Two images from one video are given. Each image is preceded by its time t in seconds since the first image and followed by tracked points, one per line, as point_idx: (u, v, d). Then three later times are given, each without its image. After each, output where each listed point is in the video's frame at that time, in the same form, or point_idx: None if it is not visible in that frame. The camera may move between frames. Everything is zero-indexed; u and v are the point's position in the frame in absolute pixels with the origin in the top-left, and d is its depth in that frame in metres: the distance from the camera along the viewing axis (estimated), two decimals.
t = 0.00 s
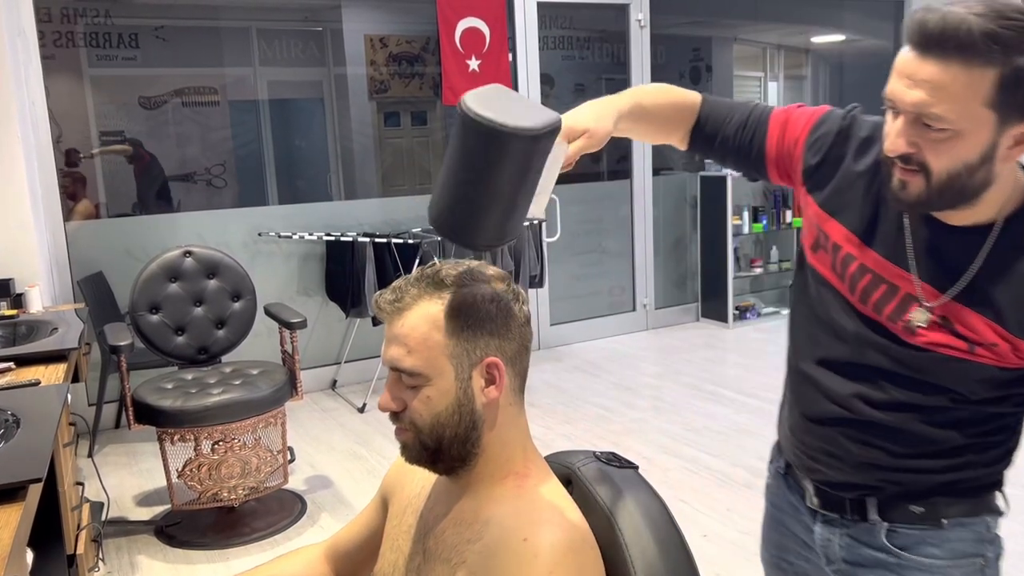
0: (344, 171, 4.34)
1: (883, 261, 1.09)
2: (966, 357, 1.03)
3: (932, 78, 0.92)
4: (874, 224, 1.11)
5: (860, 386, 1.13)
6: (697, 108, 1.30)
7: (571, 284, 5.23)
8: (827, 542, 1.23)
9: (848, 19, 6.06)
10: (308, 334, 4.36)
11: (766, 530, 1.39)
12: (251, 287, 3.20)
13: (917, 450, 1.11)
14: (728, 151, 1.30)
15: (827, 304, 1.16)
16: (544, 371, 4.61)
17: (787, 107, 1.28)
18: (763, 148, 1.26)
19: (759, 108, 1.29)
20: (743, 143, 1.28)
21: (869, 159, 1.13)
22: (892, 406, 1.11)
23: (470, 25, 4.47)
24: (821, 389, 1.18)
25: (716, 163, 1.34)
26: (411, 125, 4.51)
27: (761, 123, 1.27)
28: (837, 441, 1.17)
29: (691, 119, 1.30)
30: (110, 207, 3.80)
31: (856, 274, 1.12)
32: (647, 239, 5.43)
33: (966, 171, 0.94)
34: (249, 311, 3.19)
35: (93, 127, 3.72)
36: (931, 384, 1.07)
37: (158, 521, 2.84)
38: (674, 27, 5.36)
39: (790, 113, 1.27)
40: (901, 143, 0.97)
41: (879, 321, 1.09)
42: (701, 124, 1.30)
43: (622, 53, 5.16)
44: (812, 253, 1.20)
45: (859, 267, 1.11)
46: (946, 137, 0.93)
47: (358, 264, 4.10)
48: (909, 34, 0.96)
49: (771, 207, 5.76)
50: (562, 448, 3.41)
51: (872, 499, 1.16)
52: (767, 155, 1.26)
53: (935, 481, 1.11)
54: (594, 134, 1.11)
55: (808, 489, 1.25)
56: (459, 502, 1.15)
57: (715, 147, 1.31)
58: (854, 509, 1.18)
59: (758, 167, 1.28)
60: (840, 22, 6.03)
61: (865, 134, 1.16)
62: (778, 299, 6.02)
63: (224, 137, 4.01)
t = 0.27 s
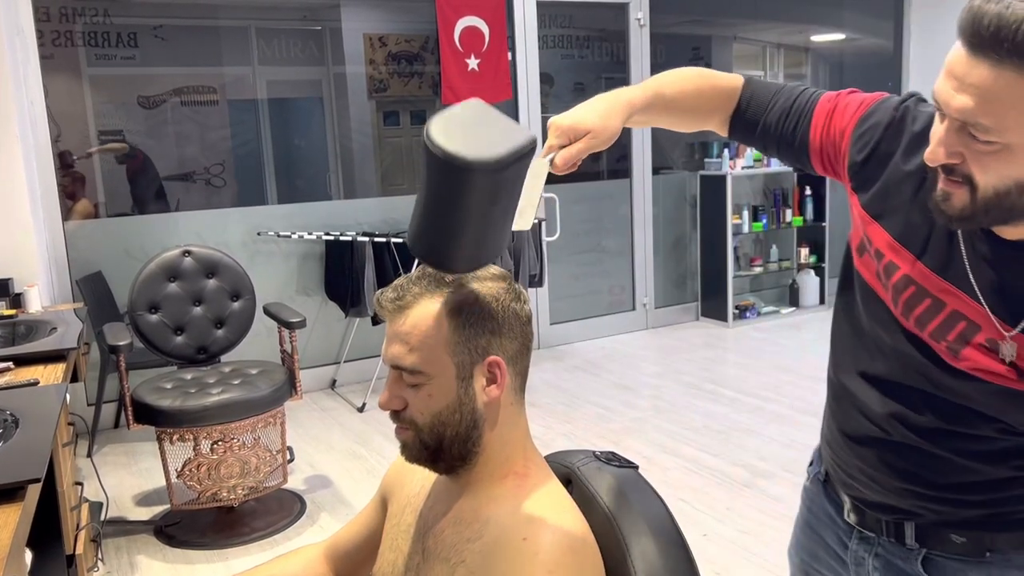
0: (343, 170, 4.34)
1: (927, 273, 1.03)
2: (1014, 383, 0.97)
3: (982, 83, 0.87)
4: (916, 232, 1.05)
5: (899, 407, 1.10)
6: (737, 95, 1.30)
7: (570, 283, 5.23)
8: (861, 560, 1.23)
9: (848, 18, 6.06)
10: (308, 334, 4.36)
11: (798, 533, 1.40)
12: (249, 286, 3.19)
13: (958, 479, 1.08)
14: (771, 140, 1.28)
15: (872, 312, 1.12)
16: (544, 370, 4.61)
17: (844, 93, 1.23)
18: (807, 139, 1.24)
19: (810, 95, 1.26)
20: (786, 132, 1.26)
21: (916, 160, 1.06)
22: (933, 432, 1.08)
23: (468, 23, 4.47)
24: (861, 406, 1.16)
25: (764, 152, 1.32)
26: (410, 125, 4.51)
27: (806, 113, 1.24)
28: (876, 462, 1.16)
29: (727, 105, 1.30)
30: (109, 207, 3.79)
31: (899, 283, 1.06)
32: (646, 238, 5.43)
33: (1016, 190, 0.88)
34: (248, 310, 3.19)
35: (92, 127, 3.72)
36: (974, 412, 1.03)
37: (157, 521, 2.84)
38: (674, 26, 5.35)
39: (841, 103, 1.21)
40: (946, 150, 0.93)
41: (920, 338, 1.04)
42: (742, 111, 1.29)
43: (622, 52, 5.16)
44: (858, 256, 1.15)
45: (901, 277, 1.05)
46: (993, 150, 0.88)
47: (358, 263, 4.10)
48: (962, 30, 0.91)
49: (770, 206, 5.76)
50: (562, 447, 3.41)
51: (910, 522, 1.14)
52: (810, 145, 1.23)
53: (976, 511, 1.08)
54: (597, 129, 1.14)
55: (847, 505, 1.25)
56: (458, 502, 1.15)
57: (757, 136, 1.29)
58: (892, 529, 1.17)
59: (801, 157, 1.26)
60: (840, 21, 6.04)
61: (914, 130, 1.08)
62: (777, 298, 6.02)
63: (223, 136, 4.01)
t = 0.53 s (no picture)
0: (343, 169, 4.33)
1: (948, 291, 0.97)
2: None
3: (1006, 105, 0.80)
4: (936, 247, 0.99)
5: (913, 428, 1.06)
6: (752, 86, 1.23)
7: (570, 282, 5.22)
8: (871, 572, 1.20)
9: (848, 17, 6.06)
10: (307, 333, 4.36)
11: (811, 536, 1.38)
12: (249, 285, 3.19)
13: (973, 503, 1.05)
14: (788, 134, 1.22)
15: (892, 322, 1.07)
16: (543, 370, 4.60)
17: (869, 87, 1.16)
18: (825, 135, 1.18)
19: (833, 87, 1.19)
20: (804, 127, 1.20)
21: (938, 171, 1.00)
22: (948, 455, 1.04)
23: (467, 23, 4.47)
24: (874, 422, 1.12)
25: (782, 145, 1.26)
26: (410, 124, 4.51)
27: (827, 107, 1.17)
28: (888, 480, 1.12)
29: (740, 98, 1.24)
30: (108, 206, 3.79)
31: (917, 300, 1.00)
32: (646, 238, 5.43)
33: None
34: (247, 310, 3.19)
35: (91, 126, 3.72)
36: (992, 439, 0.99)
37: (156, 521, 2.83)
38: (674, 25, 5.35)
39: (865, 100, 1.14)
40: (964, 171, 0.87)
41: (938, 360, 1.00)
42: (758, 103, 1.23)
43: (621, 51, 5.16)
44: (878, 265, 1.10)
45: (920, 294, 1.00)
46: (1014, 174, 0.83)
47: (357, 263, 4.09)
48: (988, 38, 0.83)
49: (770, 205, 5.76)
50: (561, 447, 3.41)
51: (923, 541, 1.11)
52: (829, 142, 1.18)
53: (991, 535, 1.05)
54: (586, 142, 1.12)
55: (860, 517, 1.22)
56: (459, 502, 1.14)
57: (774, 129, 1.23)
58: (904, 546, 1.14)
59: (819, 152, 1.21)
60: (840, 20, 6.04)
61: (939, 138, 1.01)
62: (777, 297, 6.02)
63: (223, 135, 4.00)
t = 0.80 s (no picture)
0: (343, 169, 4.34)
1: (956, 306, 0.92)
2: None
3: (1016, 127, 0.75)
4: (945, 260, 0.94)
5: (919, 445, 1.03)
6: (760, 82, 1.17)
7: (570, 281, 5.22)
8: None
9: (848, 17, 6.07)
10: (307, 333, 4.36)
11: (816, 537, 1.37)
12: (248, 284, 3.19)
13: (978, 521, 1.02)
14: (796, 132, 1.16)
15: (900, 334, 1.03)
16: (543, 369, 4.60)
17: (882, 86, 1.09)
18: (834, 135, 1.12)
19: (845, 85, 1.13)
20: (812, 126, 1.14)
21: (949, 181, 0.95)
22: (952, 474, 1.01)
23: (467, 22, 4.47)
24: (879, 435, 1.10)
25: (790, 142, 1.20)
26: (409, 124, 4.51)
27: (837, 106, 1.12)
28: (893, 495, 1.10)
29: (743, 95, 1.18)
30: (108, 206, 3.79)
31: (924, 315, 0.96)
32: (645, 237, 5.43)
33: None
34: (247, 310, 3.19)
35: (91, 126, 3.72)
36: (998, 460, 0.96)
37: (156, 521, 2.83)
38: (673, 24, 5.35)
39: (880, 99, 1.08)
40: (973, 194, 0.82)
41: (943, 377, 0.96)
42: (765, 98, 1.17)
43: (621, 51, 5.16)
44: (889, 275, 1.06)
45: (928, 308, 0.95)
46: None
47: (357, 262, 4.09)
48: (1001, 55, 0.78)
49: (770, 204, 5.77)
50: (561, 446, 3.41)
51: (926, 553, 1.10)
52: (837, 143, 1.12)
53: (996, 553, 1.04)
54: (573, 156, 1.10)
55: (865, 525, 1.20)
56: (458, 501, 1.15)
57: (781, 126, 1.18)
58: (907, 558, 1.13)
59: (827, 152, 1.15)
60: (840, 19, 6.05)
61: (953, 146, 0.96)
62: (777, 297, 6.02)
63: (223, 135, 4.00)
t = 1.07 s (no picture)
0: (343, 168, 4.34)
1: (959, 316, 0.88)
2: None
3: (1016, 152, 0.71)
4: (949, 269, 0.90)
5: (919, 454, 1.02)
6: (764, 81, 1.08)
7: (570, 281, 5.22)
8: None
9: (848, 16, 6.08)
10: (307, 333, 4.36)
11: (821, 538, 1.36)
12: (248, 284, 3.19)
13: (978, 530, 1.03)
14: (801, 134, 1.09)
15: (904, 339, 1.00)
16: (543, 369, 4.60)
17: (893, 86, 1.02)
18: (842, 139, 1.05)
19: (853, 84, 1.06)
20: (818, 128, 1.07)
21: (956, 188, 0.89)
22: (955, 484, 1.01)
23: (467, 22, 4.47)
24: (882, 442, 1.09)
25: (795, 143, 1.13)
26: (409, 123, 4.52)
27: (844, 107, 1.05)
28: (895, 503, 1.10)
29: (747, 94, 1.09)
30: (108, 206, 3.79)
31: (927, 323, 0.92)
32: (645, 237, 5.43)
33: None
34: (247, 309, 3.19)
35: (91, 126, 3.72)
36: (999, 471, 0.95)
37: (156, 521, 2.83)
38: (673, 24, 5.35)
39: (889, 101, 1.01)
40: (973, 211, 0.79)
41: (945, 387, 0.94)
42: (769, 97, 1.09)
43: (621, 50, 5.16)
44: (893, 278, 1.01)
45: (931, 317, 0.91)
46: None
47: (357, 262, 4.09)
48: (1007, 67, 0.73)
49: (770, 204, 5.76)
50: (561, 446, 3.41)
51: (930, 560, 1.10)
52: (844, 144, 1.06)
53: (994, 561, 1.05)
54: (575, 169, 1.03)
55: (868, 529, 1.20)
56: (458, 502, 1.14)
57: (786, 128, 1.10)
58: (911, 563, 1.12)
59: (833, 154, 1.08)
60: (839, 19, 6.06)
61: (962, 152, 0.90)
62: (777, 296, 6.02)
63: (223, 135, 4.00)
